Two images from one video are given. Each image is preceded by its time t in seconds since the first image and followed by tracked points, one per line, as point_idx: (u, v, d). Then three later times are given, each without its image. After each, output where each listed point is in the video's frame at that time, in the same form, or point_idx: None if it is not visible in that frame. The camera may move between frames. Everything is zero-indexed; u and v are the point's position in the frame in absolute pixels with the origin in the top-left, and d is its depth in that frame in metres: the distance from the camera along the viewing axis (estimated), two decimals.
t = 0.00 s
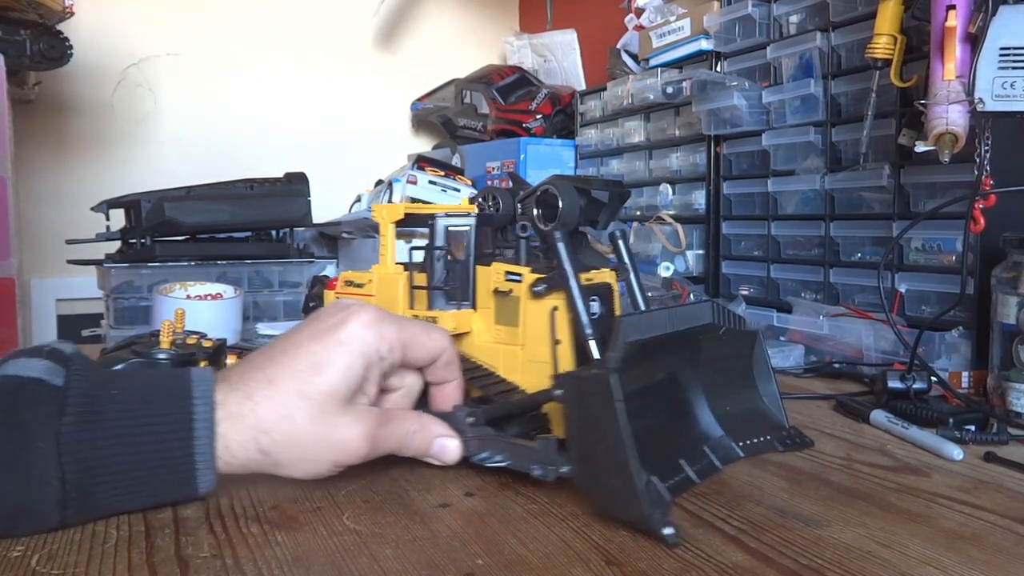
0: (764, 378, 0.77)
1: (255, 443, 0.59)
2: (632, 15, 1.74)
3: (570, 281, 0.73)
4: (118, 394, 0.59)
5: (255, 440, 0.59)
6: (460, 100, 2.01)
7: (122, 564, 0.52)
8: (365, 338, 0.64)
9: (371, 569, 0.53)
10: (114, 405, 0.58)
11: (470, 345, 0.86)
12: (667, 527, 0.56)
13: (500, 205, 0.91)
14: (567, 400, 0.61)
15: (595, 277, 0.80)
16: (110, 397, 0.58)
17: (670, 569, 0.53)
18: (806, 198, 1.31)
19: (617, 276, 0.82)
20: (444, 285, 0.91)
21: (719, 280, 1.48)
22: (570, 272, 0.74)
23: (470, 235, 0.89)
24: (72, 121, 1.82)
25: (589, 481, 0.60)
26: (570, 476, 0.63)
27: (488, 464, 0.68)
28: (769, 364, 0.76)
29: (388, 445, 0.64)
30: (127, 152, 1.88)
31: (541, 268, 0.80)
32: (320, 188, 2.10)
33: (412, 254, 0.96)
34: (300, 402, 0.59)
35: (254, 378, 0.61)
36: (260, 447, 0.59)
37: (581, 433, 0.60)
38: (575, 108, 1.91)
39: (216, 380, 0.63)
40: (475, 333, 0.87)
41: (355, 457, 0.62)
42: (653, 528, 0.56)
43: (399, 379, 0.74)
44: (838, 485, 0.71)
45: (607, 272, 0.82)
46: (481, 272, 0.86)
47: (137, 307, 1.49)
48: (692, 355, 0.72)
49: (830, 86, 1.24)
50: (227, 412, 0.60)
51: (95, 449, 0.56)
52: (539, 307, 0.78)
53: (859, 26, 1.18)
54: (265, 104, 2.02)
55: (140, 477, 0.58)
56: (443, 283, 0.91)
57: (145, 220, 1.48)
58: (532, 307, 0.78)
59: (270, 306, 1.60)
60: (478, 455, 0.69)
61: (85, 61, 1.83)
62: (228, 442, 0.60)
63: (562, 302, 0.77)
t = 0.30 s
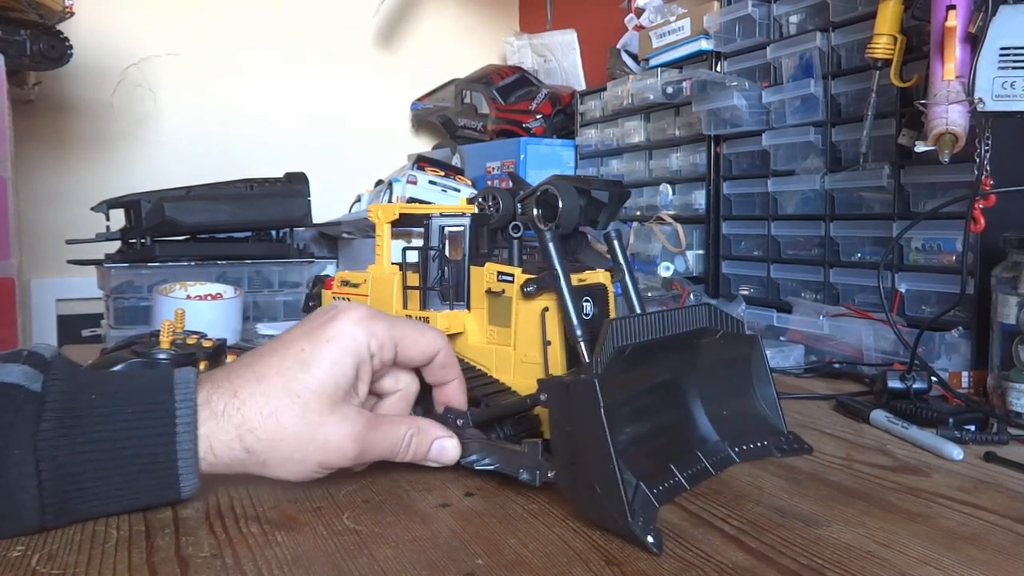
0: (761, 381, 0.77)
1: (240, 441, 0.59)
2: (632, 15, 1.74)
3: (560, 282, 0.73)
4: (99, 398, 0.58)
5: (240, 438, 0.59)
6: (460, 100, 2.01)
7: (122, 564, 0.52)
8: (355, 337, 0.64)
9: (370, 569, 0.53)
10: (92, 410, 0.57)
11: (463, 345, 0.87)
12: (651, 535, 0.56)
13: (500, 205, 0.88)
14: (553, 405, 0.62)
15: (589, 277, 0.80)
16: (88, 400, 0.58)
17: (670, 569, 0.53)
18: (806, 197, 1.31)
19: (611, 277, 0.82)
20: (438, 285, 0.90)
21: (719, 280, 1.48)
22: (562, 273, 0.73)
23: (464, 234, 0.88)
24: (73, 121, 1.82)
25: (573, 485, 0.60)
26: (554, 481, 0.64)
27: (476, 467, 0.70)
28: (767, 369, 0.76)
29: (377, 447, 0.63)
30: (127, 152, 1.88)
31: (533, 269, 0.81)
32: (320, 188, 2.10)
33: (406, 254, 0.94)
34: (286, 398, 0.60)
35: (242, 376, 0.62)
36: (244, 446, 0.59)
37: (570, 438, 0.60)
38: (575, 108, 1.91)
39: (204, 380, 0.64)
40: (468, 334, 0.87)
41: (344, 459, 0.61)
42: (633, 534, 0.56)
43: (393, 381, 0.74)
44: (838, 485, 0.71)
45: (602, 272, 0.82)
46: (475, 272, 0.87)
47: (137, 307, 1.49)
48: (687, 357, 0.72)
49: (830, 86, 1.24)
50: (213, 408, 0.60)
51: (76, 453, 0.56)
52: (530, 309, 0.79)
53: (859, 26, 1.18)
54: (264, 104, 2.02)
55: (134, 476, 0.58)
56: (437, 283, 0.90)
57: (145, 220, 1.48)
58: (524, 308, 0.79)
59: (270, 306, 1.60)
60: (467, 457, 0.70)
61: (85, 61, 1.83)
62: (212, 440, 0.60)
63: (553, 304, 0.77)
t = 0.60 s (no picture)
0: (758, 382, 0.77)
1: (225, 431, 0.60)
2: (632, 15, 1.74)
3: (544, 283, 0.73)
4: (90, 389, 0.58)
5: (225, 428, 0.60)
6: (460, 100, 2.01)
7: (121, 564, 0.52)
8: (340, 330, 0.66)
9: (371, 569, 0.53)
10: (84, 402, 0.57)
11: (453, 346, 0.87)
12: (616, 543, 0.54)
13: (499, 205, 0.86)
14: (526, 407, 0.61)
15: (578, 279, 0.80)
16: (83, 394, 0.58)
17: (670, 569, 0.53)
18: (806, 198, 1.31)
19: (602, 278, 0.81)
20: (430, 286, 0.91)
21: (719, 280, 1.48)
22: (548, 277, 0.72)
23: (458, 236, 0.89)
24: (73, 121, 1.82)
25: (544, 488, 0.60)
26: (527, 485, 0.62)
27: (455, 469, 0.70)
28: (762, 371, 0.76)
29: (362, 441, 0.63)
30: (127, 152, 1.88)
31: (519, 270, 0.81)
32: (320, 187, 2.10)
33: (394, 254, 0.96)
34: (271, 388, 0.61)
35: (228, 369, 0.63)
36: (228, 436, 0.59)
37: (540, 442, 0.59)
38: (575, 108, 1.91)
39: (192, 369, 0.64)
40: (458, 334, 0.88)
41: (330, 452, 0.61)
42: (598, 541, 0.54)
43: (381, 375, 0.77)
44: (838, 485, 0.71)
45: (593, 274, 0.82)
46: (467, 272, 0.86)
47: (137, 307, 1.49)
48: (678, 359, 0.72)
49: (830, 86, 1.24)
50: (205, 399, 0.60)
51: (69, 446, 0.56)
52: (516, 309, 0.79)
53: (859, 26, 1.18)
54: (264, 104, 2.02)
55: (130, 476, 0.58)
56: (428, 283, 0.91)
57: (145, 220, 1.48)
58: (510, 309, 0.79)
59: (270, 306, 1.60)
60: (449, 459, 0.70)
61: (85, 61, 1.83)
62: (198, 430, 0.60)
63: (537, 305, 0.77)
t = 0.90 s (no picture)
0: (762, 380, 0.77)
1: (250, 437, 0.60)
2: (632, 15, 1.74)
3: (566, 283, 0.72)
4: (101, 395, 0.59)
5: (250, 431, 0.60)
6: (460, 100, 2.01)
7: (122, 564, 0.52)
8: (362, 331, 0.65)
9: (370, 569, 0.53)
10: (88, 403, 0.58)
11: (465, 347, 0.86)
12: (667, 535, 0.56)
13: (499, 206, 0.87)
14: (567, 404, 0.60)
15: (592, 279, 0.80)
16: (87, 398, 0.58)
17: (670, 569, 0.53)
18: (806, 197, 1.31)
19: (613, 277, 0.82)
20: (438, 286, 0.90)
21: (718, 280, 1.48)
22: (569, 274, 0.73)
23: (464, 235, 0.88)
24: (73, 121, 1.82)
25: (586, 487, 0.59)
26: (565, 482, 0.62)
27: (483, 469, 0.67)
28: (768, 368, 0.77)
29: (386, 443, 0.62)
30: (127, 152, 1.88)
31: (537, 268, 0.80)
32: (320, 188, 2.10)
33: (406, 254, 0.95)
34: (293, 393, 0.60)
35: (249, 374, 0.63)
36: (253, 441, 0.60)
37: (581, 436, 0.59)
38: (575, 108, 1.91)
39: (214, 376, 0.64)
40: (470, 335, 0.86)
41: (354, 453, 0.61)
42: (650, 535, 0.56)
43: (403, 375, 0.75)
44: (838, 485, 0.71)
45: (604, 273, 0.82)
46: (478, 272, 0.86)
47: (137, 307, 1.49)
48: (692, 357, 0.72)
49: (830, 86, 1.24)
50: (212, 408, 0.61)
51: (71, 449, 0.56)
52: (535, 309, 0.78)
53: (859, 26, 1.18)
54: (265, 104, 2.02)
55: (135, 475, 0.59)
56: (437, 283, 0.90)
57: (145, 220, 1.48)
58: (529, 308, 0.78)
59: (270, 306, 1.60)
60: (475, 459, 0.68)
61: (85, 61, 1.83)
62: (223, 436, 0.60)
63: (558, 304, 0.77)
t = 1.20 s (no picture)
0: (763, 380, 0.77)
1: (266, 449, 0.57)
2: (632, 15, 1.74)
3: (571, 284, 0.73)
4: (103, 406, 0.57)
5: (265, 443, 0.57)
6: (460, 100, 2.01)
7: (121, 564, 0.52)
8: (388, 338, 0.61)
9: (370, 569, 0.53)
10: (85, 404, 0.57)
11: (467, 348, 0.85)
12: (673, 535, 0.56)
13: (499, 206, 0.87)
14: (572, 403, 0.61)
15: (593, 279, 0.80)
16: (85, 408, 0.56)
17: (670, 569, 0.53)
18: (806, 197, 1.31)
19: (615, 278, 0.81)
20: (440, 286, 0.90)
21: (719, 280, 1.48)
22: (571, 275, 0.73)
23: (467, 236, 0.89)
24: (74, 120, 1.82)
25: (591, 486, 0.60)
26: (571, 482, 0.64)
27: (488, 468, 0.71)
28: (769, 366, 0.76)
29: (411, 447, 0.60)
30: (127, 152, 1.88)
31: (540, 268, 0.80)
32: (320, 188, 2.10)
33: (410, 255, 0.96)
34: (312, 404, 0.57)
35: (265, 382, 0.59)
36: (267, 454, 0.57)
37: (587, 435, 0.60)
38: (575, 108, 1.91)
39: (222, 384, 0.61)
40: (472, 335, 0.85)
41: (379, 461, 0.58)
42: (655, 534, 0.56)
43: (431, 382, 0.71)
44: (838, 485, 0.71)
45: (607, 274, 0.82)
46: (480, 272, 0.85)
47: (137, 307, 1.48)
48: (694, 358, 0.71)
49: (830, 86, 1.24)
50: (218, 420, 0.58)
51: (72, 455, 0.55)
52: (538, 309, 0.78)
53: (859, 26, 1.18)
54: (265, 104, 2.02)
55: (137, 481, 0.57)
56: (439, 283, 0.90)
57: (145, 220, 1.48)
58: (531, 308, 0.78)
59: (270, 306, 1.60)
60: (478, 459, 0.71)
61: (85, 62, 1.83)
62: (236, 449, 0.57)
63: (562, 304, 0.77)
